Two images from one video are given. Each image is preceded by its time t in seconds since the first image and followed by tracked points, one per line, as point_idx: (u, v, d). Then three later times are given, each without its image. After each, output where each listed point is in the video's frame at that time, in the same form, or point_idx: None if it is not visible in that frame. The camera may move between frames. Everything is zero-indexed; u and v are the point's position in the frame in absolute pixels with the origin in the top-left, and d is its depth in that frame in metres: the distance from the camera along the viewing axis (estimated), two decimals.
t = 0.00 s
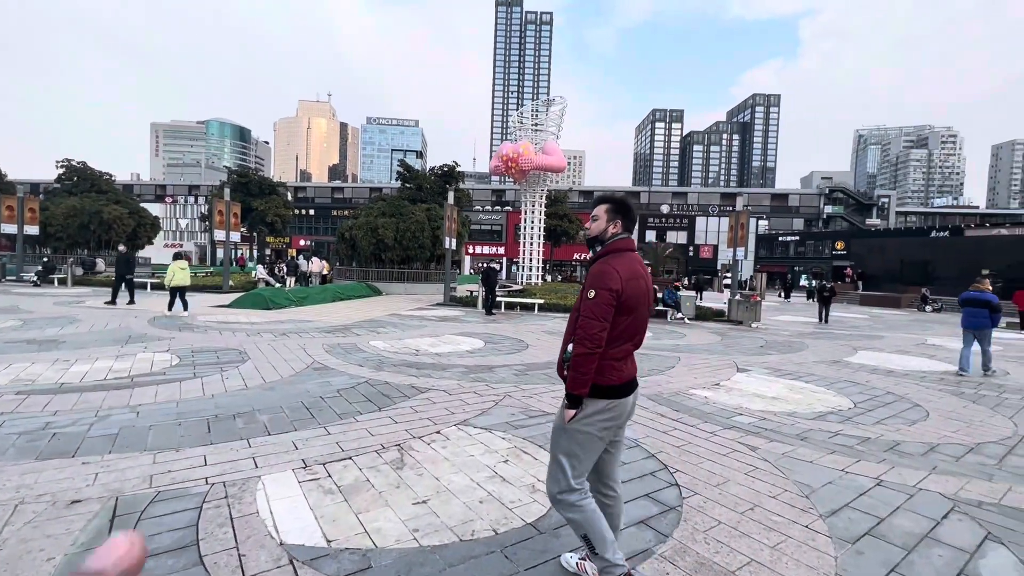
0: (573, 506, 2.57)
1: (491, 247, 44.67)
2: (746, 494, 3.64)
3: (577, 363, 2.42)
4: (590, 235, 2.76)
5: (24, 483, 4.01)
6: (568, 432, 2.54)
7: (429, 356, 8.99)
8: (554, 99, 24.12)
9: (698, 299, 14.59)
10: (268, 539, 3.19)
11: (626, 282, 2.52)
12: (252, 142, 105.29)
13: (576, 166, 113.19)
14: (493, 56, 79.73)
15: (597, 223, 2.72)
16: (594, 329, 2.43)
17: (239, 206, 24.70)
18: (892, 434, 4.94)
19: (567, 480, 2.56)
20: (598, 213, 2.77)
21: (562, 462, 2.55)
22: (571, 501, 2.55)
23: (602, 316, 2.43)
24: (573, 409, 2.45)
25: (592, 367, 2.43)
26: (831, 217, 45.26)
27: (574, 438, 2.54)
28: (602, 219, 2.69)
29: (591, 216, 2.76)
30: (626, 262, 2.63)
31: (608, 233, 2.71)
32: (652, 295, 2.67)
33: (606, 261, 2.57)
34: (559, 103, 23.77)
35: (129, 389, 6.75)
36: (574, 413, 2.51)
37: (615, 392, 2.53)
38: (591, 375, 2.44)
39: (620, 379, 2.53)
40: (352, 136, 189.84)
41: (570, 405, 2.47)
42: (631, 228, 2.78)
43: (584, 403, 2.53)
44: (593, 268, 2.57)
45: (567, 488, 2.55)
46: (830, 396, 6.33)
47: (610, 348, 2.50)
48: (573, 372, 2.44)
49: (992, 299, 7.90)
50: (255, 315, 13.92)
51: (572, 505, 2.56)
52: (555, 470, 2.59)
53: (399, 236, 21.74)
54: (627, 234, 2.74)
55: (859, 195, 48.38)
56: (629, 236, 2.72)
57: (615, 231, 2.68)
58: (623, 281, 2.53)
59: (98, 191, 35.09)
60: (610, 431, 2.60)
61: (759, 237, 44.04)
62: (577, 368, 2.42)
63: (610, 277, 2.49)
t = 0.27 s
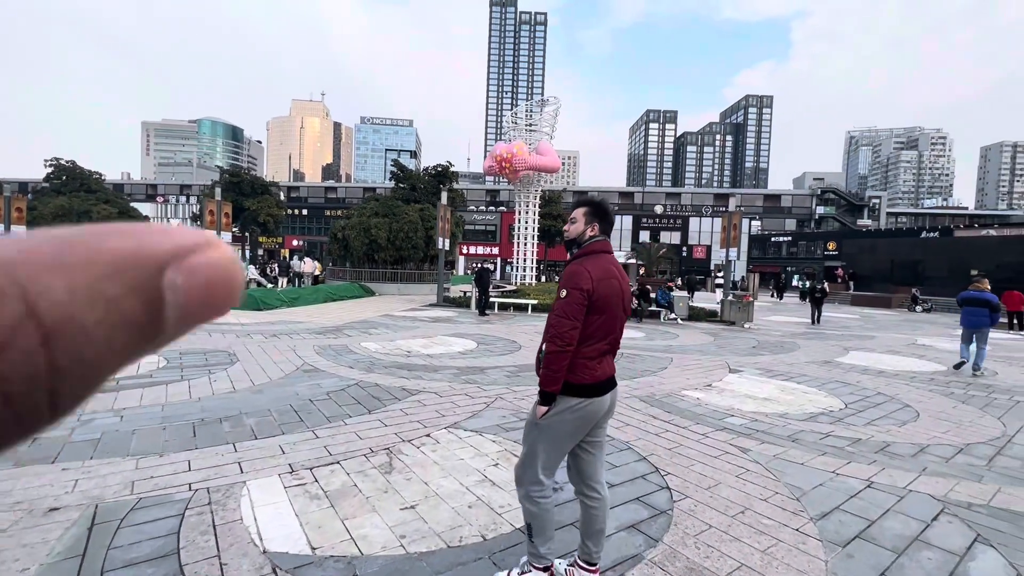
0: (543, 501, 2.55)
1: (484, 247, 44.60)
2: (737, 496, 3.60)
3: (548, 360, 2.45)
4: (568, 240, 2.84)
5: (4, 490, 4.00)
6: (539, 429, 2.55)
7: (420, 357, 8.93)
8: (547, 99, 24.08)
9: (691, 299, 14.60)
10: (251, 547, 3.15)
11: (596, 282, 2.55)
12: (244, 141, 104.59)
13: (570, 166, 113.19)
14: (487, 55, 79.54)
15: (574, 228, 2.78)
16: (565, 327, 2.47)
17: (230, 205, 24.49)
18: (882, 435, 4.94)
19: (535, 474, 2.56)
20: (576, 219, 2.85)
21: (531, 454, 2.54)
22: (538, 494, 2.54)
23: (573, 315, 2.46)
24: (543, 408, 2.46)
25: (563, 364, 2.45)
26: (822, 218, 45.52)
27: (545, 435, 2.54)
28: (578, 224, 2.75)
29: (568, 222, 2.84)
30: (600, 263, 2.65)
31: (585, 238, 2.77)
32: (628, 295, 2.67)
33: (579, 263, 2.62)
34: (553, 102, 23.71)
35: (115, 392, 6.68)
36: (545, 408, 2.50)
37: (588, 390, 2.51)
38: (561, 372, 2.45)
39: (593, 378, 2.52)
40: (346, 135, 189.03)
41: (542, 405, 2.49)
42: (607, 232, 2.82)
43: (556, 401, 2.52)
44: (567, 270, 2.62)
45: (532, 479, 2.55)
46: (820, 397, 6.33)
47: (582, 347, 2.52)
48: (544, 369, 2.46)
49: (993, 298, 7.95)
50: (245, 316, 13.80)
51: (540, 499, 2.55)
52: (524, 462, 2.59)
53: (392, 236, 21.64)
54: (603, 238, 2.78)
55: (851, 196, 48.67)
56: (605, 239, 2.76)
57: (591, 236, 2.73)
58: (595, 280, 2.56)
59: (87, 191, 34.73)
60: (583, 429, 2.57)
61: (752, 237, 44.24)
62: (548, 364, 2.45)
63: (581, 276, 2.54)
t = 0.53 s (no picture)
0: (520, 494, 2.67)
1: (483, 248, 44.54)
2: (732, 498, 3.57)
3: (516, 362, 2.49)
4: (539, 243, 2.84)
5: None
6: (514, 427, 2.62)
7: (416, 358, 8.88)
8: (546, 99, 24.01)
9: (689, 299, 14.57)
10: (239, 551, 3.11)
11: (561, 282, 2.55)
12: (242, 142, 104.37)
13: (568, 165, 112.95)
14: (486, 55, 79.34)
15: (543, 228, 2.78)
16: (531, 329, 2.49)
17: (227, 205, 24.45)
18: (880, 436, 4.90)
19: (515, 468, 2.66)
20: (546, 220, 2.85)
21: (509, 451, 2.64)
22: (516, 488, 2.66)
23: (540, 317, 2.48)
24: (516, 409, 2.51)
25: (531, 365, 2.48)
26: (821, 218, 45.50)
27: (521, 434, 2.60)
28: (544, 224, 2.75)
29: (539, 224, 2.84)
30: (567, 264, 2.65)
31: (554, 238, 2.76)
32: (595, 293, 2.66)
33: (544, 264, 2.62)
34: (551, 103, 23.66)
35: (108, 394, 6.64)
36: (518, 409, 2.56)
37: (559, 390, 2.53)
38: (530, 373, 2.48)
39: (563, 377, 2.53)
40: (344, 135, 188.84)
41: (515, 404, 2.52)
42: (576, 231, 2.80)
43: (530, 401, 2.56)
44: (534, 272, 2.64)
45: (510, 475, 2.66)
46: (818, 397, 6.29)
47: (551, 347, 2.53)
48: (513, 371, 2.51)
49: (995, 299, 7.91)
50: (242, 316, 13.73)
51: (518, 492, 2.67)
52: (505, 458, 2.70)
53: (391, 236, 21.57)
54: (572, 237, 2.76)
55: (850, 195, 48.65)
56: (573, 238, 2.75)
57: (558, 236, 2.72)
58: (560, 281, 2.55)
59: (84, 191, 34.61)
60: (558, 428, 2.59)
61: (750, 237, 44.22)
62: (517, 366, 2.49)
63: (545, 278, 2.53)
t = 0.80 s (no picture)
0: (507, 493, 2.66)
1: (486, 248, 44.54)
2: (734, 500, 3.53)
3: (483, 362, 2.52)
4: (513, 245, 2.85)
5: None
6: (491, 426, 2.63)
7: (418, 359, 8.86)
8: (549, 100, 23.98)
9: (692, 300, 14.54)
10: (237, 554, 3.09)
11: (526, 281, 2.56)
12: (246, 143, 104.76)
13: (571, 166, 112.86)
14: (489, 56, 79.31)
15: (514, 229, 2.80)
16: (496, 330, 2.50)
17: (231, 207, 24.53)
18: (885, 438, 4.85)
19: (496, 467, 2.66)
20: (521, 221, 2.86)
21: (489, 452, 2.66)
22: (502, 488, 2.66)
23: (505, 318, 2.49)
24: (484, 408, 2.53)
25: (496, 364, 2.50)
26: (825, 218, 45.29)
27: (497, 434, 2.62)
28: (515, 225, 2.77)
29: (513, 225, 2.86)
30: (535, 263, 2.65)
31: (527, 239, 2.77)
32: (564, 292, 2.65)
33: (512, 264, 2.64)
34: (554, 104, 23.64)
35: (110, 396, 6.66)
36: (491, 408, 2.59)
37: (528, 387, 2.54)
38: (497, 372, 2.50)
39: (532, 375, 2.53)
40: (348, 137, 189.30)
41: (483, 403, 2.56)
42: (547, 230, 2.80)
43: (502, 399, 2.58)
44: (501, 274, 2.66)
45: (494, 476, 2.67)
46: (822, 399, 6.24)
47: (518, 345, 2.54)
48: (481, 371, 2.54)
49: (1003, 297, 7.88)
50: (244, 318, 13.76)
51: (505, 492, 2.66)
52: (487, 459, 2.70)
53: (393, 237, 21.61)
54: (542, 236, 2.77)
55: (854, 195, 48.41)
56: (543, 238, 2.75)
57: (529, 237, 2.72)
58: (525, 281, 2.56)
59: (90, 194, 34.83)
60: (532, 424, 2.60)
61: (754, 237, 44.08)
62: (483, 366, 2.52)
63: (509, 279, 2.55)
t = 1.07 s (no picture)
0: (500, 495, 2.64)
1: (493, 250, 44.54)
2: (742, 505, 3.48)
3: (463, 365, 2.52)
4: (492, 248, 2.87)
5: None
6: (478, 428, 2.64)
7: (424, 361, 8.86)
8: (555, 100, 23.94)
9: (699, 301, 14.45)
10: (242, 557, 3.09)
11: (504, 283, 2.57)
12: (253, 146, 105.67)
13: (577, 167, 112.60)
14: (495, 57, 79.31)
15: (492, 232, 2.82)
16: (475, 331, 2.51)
17: (238, 209, 24.66)
18: (896, 441, 4.78)
19: (488, 469, 2.67)
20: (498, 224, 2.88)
21: (480, 454, 2.66)
22: (496, 490, 2.64)
23: (484, 320, 2.50)
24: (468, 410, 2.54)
25: (478, 366, 2.51)
26: (834, 218, 44.92)
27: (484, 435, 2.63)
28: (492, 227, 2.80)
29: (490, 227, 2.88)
30: (513, 266, 2.67)
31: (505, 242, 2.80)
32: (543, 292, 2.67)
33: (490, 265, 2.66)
34: (560, 104, 23.57)
35: (119, 399, 6.71)
36: (476, 409, 2.60)
37: (510, 387, 2.56)
38: (478, 373, 2.51)
39: (513, 375, 2.56)
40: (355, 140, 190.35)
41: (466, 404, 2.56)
42: (523, 232, 2.83)
43: (485, 400, 2.60)
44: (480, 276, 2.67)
45: (487, 478, 2.66)
46: (831, 401, 6.17)
47: (498, 346, 2.56)
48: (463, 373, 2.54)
49: (1018, 299, 7.77)
50: (252, 320, 13.81)
51: (500, 494, 2.65)
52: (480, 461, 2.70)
53: (400, 239, 21.65)
54: (519, 238, 2.80)
55: (863, 194, 47.98)
56: (521, 240, 2.78)
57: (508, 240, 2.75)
58: (503, 283, 2.57)
59: (101, 198, 35.19)
60: (517, 421, 2.64)
61: (762, 238, 43.78)
62: (466, 368, 2.52)
63: (487, 282, 2.55)
